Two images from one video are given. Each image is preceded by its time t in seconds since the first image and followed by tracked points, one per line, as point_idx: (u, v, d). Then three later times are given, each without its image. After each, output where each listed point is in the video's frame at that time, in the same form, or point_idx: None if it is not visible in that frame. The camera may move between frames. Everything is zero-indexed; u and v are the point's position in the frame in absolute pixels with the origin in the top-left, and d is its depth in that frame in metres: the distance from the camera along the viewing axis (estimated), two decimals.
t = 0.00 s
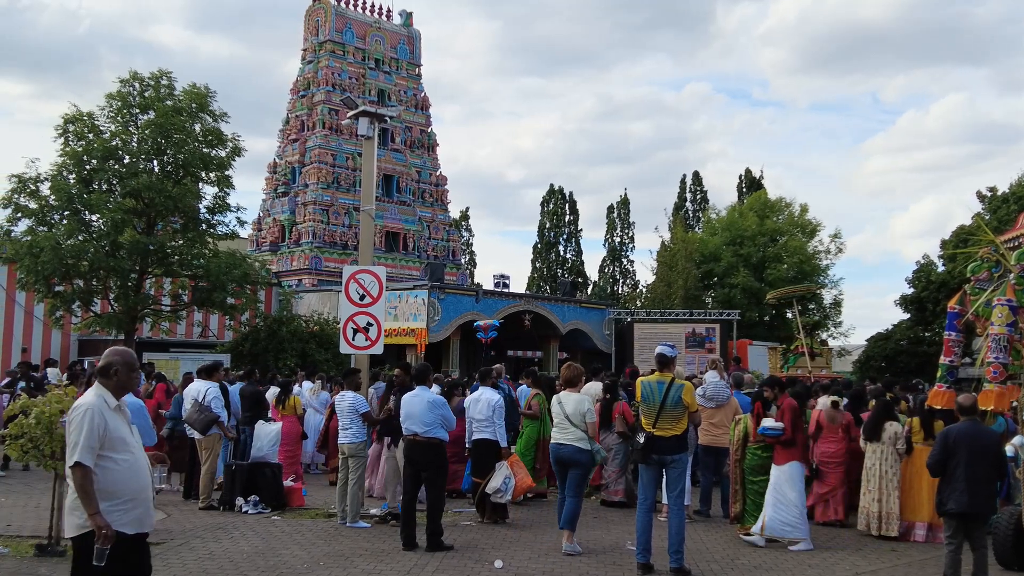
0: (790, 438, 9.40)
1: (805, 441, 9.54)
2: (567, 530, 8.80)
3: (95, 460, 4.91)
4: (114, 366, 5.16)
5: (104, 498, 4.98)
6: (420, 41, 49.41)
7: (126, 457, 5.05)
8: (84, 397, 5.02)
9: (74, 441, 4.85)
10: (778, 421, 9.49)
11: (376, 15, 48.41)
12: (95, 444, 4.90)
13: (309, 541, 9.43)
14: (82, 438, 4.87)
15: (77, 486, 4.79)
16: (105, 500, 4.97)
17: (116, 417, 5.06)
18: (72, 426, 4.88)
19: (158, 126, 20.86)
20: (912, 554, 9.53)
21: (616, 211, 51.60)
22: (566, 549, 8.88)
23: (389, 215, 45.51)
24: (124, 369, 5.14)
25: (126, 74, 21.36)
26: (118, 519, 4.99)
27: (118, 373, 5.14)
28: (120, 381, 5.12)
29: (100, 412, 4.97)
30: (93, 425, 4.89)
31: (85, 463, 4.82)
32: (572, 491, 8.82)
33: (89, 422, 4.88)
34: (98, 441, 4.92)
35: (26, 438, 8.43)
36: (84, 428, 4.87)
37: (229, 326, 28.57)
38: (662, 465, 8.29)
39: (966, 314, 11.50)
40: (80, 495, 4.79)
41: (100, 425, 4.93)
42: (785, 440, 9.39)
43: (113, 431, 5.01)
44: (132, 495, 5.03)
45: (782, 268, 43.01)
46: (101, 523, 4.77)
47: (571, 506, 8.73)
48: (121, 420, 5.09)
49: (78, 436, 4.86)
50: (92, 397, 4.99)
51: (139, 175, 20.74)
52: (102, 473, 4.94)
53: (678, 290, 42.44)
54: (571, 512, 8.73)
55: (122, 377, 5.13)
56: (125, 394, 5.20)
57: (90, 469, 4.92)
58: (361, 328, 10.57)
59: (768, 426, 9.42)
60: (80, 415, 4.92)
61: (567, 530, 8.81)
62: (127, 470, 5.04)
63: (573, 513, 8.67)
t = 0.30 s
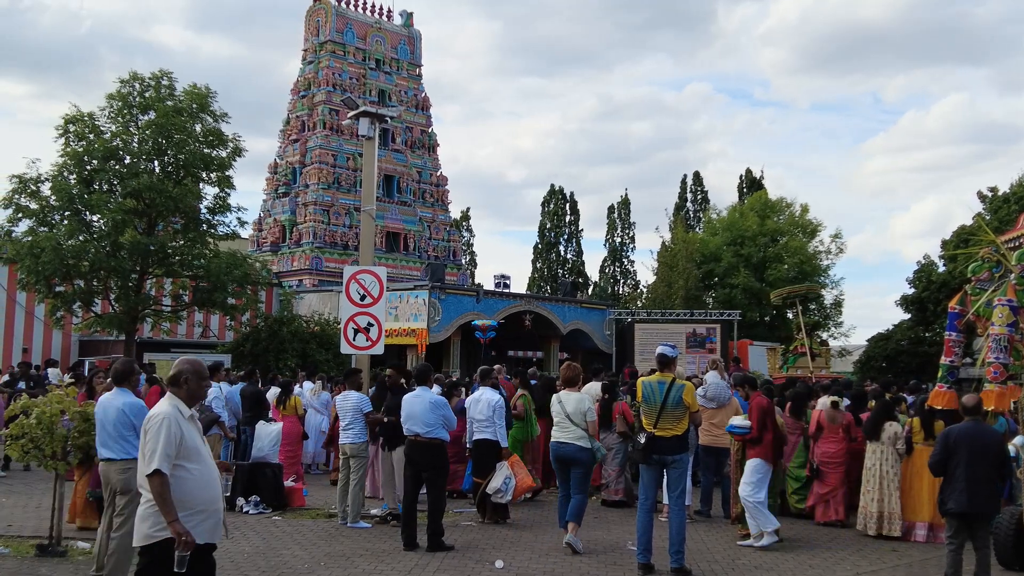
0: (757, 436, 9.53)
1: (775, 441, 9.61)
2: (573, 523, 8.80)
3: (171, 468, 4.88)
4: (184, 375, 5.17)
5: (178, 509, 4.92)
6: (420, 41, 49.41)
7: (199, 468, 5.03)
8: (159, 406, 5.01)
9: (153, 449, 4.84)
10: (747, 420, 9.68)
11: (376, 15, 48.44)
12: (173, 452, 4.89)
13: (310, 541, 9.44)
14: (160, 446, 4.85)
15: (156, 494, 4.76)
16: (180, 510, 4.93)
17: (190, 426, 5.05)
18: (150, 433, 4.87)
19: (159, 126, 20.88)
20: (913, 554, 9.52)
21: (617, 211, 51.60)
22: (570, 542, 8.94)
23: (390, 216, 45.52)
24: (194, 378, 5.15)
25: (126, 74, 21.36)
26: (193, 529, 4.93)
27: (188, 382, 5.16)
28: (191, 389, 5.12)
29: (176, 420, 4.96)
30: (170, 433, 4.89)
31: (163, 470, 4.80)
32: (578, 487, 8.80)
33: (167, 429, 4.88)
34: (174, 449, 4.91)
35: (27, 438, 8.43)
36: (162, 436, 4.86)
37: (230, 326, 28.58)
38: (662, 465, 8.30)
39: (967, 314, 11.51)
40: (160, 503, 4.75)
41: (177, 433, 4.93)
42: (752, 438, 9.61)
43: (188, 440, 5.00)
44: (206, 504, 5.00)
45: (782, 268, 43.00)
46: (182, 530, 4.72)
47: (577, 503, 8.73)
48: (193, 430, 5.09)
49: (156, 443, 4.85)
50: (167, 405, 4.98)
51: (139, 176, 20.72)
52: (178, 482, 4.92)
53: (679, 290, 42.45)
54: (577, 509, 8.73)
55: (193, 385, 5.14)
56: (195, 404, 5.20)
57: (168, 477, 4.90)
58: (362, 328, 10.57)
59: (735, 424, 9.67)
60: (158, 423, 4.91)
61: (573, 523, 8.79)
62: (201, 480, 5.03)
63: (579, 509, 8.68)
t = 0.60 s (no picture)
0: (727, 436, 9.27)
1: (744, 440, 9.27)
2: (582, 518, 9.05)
3: (238, 462, 4.93)
4: (258, 370, 5.18)
5: (248, 502, 4.98)
6: (421, 41, 49.40)
7: (268, 462, 5.06)
8: (233, 399, 5.05)
9: (221, 442, 4.88)
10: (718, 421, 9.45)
11: (377, 15, 48.45)
12: (240, 447, 4.92)
13: (310, 542, 9.45)
14: (228, 440, 4.89)
15: (219, 488, 4.79)
16: (247, 502, 4.98)
17: (261, 421, 5.07)
18: (220, 426, 4.92)
19: (160, 126, 20.90)
20: (914, 554, 9.52)
21: (618, 211, 51.61)
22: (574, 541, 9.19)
23: (390, 216, 45.54)
24: (268, 372, 5.17)
25: (127, 74, 21.36)
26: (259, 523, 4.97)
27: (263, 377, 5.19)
28: (264, 384, 5.13)
29: (246, 415, 5.00)
30: (238, 428, 4.92)
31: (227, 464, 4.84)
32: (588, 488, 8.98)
33: (235, 424, 4.92)
34: (242, 443, 4.94)
35: (28, 438, 8.43)
36: (230, 430, 4.90)
37: (231, 327, 28.59)
38: (663, 465, 8.30)
39: (967, 314, 11.56)
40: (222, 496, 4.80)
41: (246, 428, 4.96)
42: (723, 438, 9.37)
43: (257, 435, 5.03)
44: (273, 497, 5.03)
45: (783, 268, 42.99)
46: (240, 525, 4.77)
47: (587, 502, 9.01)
48: (265, 424, 5.12)
49: (224, 437, 4.90)
50: (239, 400, 5.02)
51: (140, 176, 20.72)
52: (245, 476, 4.96)
53: (679, 290, 42.47)
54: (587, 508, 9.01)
55: (267, 380, 5.15)
56: (269, 398, 5.23)
57: (235, 470, 4.95)
58: (362, 328, 10.57)
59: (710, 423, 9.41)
60: (229, 417, 4.95)
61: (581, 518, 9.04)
62: (269, 475, 5.05)
63: (589, 504, 8.95)
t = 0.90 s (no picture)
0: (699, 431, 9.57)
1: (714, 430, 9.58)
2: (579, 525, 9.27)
3: (311, 473, 4.86)
4: (330, 380, 5.12)
5: (322, 512, 4.91)
6: (422, 41, 49.42)
7: (341, 475, 4.98)
8: (307, 410, 4.99)
9: (294, 453, 4.82)
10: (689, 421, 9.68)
11: (378, 15, 48.47)
12: (315, 459, 4.86)
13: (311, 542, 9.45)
14: (301, 451, 4.82)
15: (294, 499, 4.75)
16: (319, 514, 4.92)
17: (334, 433, 5.00)
18: (293, 437, 4.86)
19: (160, 127, 20.92)
20: (915, 554, 9.52)
21: (618, 212, 51.61)
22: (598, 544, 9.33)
23: (391, 216, 45.54)
24: (340, 382, 5.09)
25: (128, 75, 21.37)
26: (334, 533, 4.90)
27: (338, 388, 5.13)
28: (336, 394, 5.07)
29: (320, 425, 4.92)
30: (313, 439, 4.85)
31: (300, 476, 4.78)
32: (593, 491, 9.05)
33: (309, 435, 4.85)
34: (316, 455, 4.87)
35: (29, 438, 8.43)
36: (304, 441, 4.84)
37: (232, 327, 28.58)
38: (664, 465, 8.29)
39: (968, 314, 11.53)
40: (293, 508, 4.75)
41: (319, 439, 4.89)
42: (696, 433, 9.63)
43: (331, 447, 4.95)
44: (345, 511, 4.95)
45: (784, 268, 42.99)
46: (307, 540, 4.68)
47: (594, 505, 9.14)
48: (338, 434, 5.04)
49: (298, 448, 4.83)
50: (312, 411, 4.94)
51: (141, 176, 20.72)
52: (318, 487, 4.89)
53: (680, 290, 42.49)
54: (595, 510, 9.16)
55: (339, 390, 5.08)
56: (341, 408, 5.15)
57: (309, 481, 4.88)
58: (363, 328, 10.56)
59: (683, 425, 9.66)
60: (302, 428, 4.89)
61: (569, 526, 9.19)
62: (344, 484, 4.98)
63: (597, 509, 9.12)
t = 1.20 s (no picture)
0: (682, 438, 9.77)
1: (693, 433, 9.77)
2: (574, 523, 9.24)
3: (391, 465, 4.91)
4: (394, 373, 5.17)
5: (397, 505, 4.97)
6: (423, 41, 49.42)
7: (413, 465, 5.06)
8: (375, 403, 5.03)
9: (376, 446, 4.85)
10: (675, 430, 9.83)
11: (379, 16, 48.47)
12: (395, 449, 4.92)
13: (312, 542, 9.45)
14: (382, 443, 4.86)
15: (383, 491, 4.79)
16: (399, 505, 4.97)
17: (404, 424, 5.07)
18: (371, 430, 4.89)
19: (162, 127, 20.93)
20: (917, 554, 9.52)
21: (619, 212, 51.60)
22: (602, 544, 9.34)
23: (392, 216, 45.55)
24: (406, 375, 5.16)
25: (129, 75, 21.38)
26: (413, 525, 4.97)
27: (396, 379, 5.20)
28: (403, 387, 5.14)
29: (394, 418, 4.98)
30: (391, 431, 4.91)
31: (385, 468, 4.83)
32: (600, 490, 9.10)
33: (388, 428, 4.90)
34: (394, 446, 4.93)
35: (30, 438, 8.42)
36: (384, 433, 4.88)
37: (233, 327, 28.57)
38: (665, 466, 8.30)
39: (970, 313, 11.47)
40: (384, 500, 4.78)
41: (396, 432, 4.94)
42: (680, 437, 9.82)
43: (405, 438, 5.02)
44: (421, 499, 5.04)
45: (785, 268, 42.97)
46: (407, 528, 4.75)
47: (602, 505, 9.19)
48: (406, 426, 5.10)
49: (378, 440, 4.87)
50: (383, 403, 4.99)
51: (143, 177, 20.75)
52: (397, 479, 4.95)
53: (681, 290, 42.48)
54: (602, 510, 9.21)
55: (405, 383, 5.14)
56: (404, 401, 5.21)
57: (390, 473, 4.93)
58: (365, 328, 10.56)
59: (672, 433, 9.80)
60: (378, 421, 4.93)
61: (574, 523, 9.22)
62: (415, 476, 5.06)
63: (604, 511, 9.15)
